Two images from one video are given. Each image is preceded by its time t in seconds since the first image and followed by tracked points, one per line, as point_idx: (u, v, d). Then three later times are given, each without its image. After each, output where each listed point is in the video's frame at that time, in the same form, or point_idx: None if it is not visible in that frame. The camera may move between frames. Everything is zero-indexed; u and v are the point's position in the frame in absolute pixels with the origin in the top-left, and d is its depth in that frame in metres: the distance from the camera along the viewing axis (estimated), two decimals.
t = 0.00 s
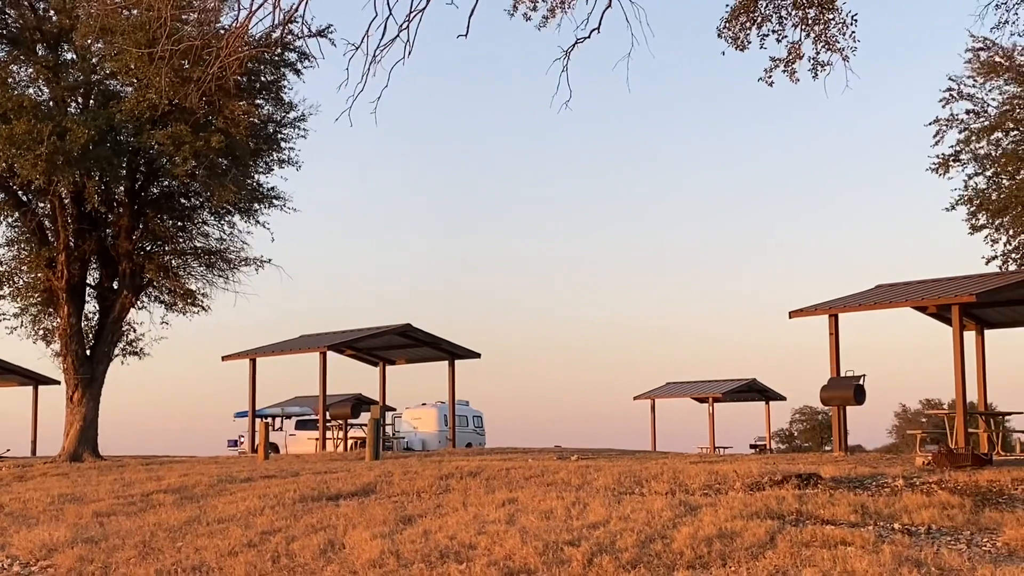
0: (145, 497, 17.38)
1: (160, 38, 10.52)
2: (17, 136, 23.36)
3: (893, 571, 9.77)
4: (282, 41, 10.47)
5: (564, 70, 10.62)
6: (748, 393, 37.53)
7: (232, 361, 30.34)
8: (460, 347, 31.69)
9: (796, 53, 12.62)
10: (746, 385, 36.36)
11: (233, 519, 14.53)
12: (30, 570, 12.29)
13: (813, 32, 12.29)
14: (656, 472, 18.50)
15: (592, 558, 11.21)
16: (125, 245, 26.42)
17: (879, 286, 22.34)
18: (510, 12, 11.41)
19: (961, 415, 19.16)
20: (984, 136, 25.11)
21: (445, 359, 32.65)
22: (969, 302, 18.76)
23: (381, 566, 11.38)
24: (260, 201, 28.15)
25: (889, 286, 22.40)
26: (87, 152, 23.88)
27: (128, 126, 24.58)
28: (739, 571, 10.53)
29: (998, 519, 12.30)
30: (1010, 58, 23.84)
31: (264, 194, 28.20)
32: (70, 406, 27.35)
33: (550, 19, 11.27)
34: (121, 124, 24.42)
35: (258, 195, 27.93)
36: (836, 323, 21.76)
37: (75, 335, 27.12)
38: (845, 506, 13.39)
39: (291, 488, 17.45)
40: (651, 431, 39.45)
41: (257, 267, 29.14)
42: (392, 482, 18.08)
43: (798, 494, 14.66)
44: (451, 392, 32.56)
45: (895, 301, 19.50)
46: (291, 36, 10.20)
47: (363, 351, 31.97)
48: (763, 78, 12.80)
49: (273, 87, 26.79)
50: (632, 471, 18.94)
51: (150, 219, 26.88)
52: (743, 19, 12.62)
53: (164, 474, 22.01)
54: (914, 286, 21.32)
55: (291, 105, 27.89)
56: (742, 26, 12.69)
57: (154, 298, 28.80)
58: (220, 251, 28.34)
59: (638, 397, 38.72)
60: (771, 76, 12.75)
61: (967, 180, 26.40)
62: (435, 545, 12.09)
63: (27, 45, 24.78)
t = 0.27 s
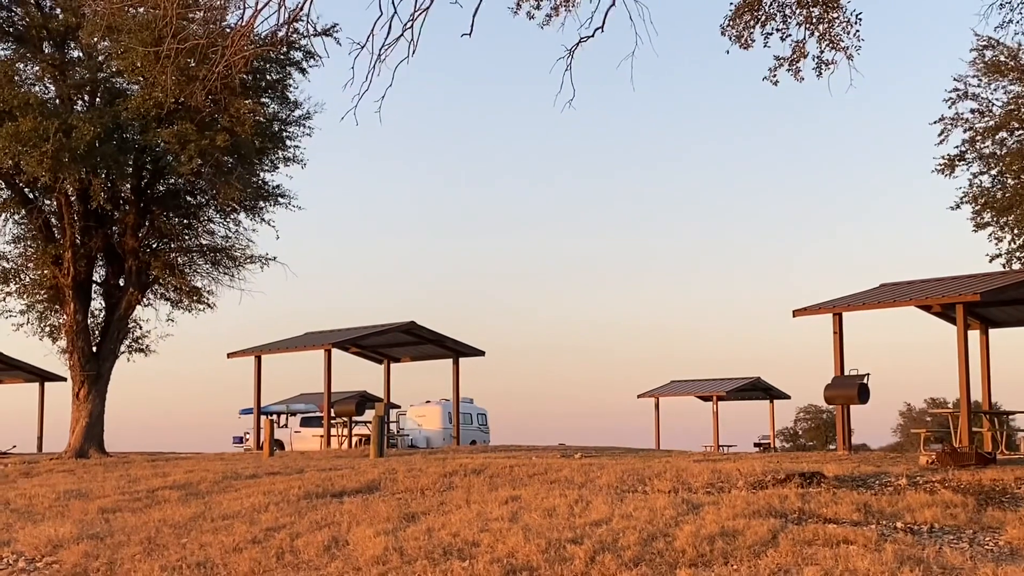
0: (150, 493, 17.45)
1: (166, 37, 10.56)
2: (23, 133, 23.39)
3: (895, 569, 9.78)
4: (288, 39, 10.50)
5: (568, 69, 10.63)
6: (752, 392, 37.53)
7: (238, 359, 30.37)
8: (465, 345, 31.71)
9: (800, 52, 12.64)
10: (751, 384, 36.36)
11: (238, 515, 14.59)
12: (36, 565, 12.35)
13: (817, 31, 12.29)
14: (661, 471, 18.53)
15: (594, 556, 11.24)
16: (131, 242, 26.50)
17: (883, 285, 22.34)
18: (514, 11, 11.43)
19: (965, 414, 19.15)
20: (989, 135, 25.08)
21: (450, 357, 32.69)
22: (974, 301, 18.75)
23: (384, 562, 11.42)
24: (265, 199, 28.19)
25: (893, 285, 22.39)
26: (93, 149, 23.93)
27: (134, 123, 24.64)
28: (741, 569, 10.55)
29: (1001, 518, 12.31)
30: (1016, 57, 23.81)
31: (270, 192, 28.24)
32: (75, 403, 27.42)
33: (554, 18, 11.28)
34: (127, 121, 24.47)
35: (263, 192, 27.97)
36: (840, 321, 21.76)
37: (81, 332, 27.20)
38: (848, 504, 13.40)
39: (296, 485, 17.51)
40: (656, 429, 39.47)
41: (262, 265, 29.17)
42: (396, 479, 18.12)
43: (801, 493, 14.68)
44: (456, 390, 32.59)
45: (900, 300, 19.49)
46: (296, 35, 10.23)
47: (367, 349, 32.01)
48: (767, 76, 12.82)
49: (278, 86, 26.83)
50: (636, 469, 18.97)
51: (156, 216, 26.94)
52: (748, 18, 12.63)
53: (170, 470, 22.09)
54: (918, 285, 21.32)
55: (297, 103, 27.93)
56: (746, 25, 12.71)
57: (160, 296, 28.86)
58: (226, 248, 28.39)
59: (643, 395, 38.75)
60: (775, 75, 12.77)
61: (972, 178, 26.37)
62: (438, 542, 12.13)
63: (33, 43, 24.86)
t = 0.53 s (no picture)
0: (162, 489, 17.53)
1: (178, 35, 10.59)
2: (35, 130, 23.46)
3: (904, 568, 9.76)
4: (299, 37, 10.52)
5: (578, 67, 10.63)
6: (763, 389, 37.46)
7: (249, 356, 30.41)
8: (475, 342, 31.72)
9: (811, 49, 12.62)
10: (761, 382, 36.30)
11: (248, 512, 14.64)
12: (47, 561, 12.41)
13: (828, 29, 12.26)
14: (670, 468, 18.52)
15: (603, 553, 11.24)
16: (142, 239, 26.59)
17: (894, 283, 22.29)
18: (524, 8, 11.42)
19: (976, 412, 19.09)
20: (1001, 133, 24.98)
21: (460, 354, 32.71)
22: (985, 300, 18.68)
23: (394, 559, 11.45)
24: (276, 196, 28.24)
25: (904, 283, 22.33)
26: (104, 146, 24.01)
27: (146, 121, 24.72)
28: (750, 567, 10.54)
29: (1012, 516, 12.27)
30: None
31: (281, 189, 28.29)
32: (87, 399, 27.52)
33: (564, 15, 11.28)
34: (139, 119, 24.55)
35: (274, 190, 28.01)
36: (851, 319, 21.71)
37: (92, 328, 27.30)
38: (858, 502, 13.38)
39: (306, 482, 17.56)
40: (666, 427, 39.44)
41: (273, 262, 29.22)
42: (406, 476, 18.16)
43: (811, 491, 14.66)
44: (466, 387, 32.61)
45: (910, 298, 19.44)
46: (307, 33, 10.25)
47: (378, 346, 32.05)
48: (778, 74, 12.80)
49: (289, 83, 26.88)
50: (646, 467, 18.96)
51: (167, 213, 27.02)
52: (758, 15, 12.61)
53: (181, 467, 22.16)
54: (930, 283, 21.25)
55: (308, 101, 27.96)
56: (757, 22, 12.68)
57: (171, 293, 28.94)
58: (237, 245, 28.46)
59: (653, 393, 38.72)
60: (786, 72, 12.75)
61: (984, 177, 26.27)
62: (448, 539, 12.15)
63: (45, 40, 24.95)
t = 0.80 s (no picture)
0: (181, 486, 17.61)
1: (197, 34, 10.61)
2: (55, 129, 23.59)
3: (922, 567, 9.71)
4: (317, 35, 10.53)
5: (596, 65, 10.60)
6: (781, 388, 37.34)
7: (267, 353, 30.52)
8: (492, 340, 31.73)
9: (829, 47, 12.55)
10: (779, 380, 36.17)
11: (266, 509, 14.68)
12: (67, 557, 12.48)
13: (847, 26, 12.19)
14: (688, 467, 18.47)
15: (620, 552, 11.21)
16: (161, 237, 26.71)
17: (913, 282, 22.17)
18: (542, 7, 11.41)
19: (995, 411, 18.96)
20: (1021, 131, 24.80)
21: (478, 352, 32.73)
22: (1004, 298, 18.56)
23: (411, 557, 11.46)
24: (294, 194, 28.31)
25: (923, 281, 22.21)
26: (124, 145, 24.12)
27: (165, 119, 24.82)
28: (766, 566, 10.51)
29: None
30: None
31: (298, 187, 28.36)
32: (106, 396, 27.66)
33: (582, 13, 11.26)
34: (158, 117, 24.65)
35: (292, 188, 28.09)
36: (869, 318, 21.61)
37: (111, 325, 27.44)
38: (875, 502, 13.31)
39: (324, 479, 17.61)
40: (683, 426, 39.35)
41: (291, 260, 29.31)
42: (423, 474, 18.18)
43: (828, 490, 14.59)
44: (483, 385, 32.62)
45: (929, 297, 19.33)
46: (326, 31, 10.27)
47: (395, 344, 32.09)
48: (796, 72, 12.74)
49: (307, 81, 26.93)
50: (663, 465, 18.92)
51: (186, 211, 27.14)
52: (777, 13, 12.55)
53: (199, 463, 22.26)
54: (949, 282, 21.12)
55: (326, 99, 28.02)
56: (775, 20, 12.63)
57: (190, 290, 29.06)
58: (255, 243, 28.55)
59: (670, 391, 38.64)
60: (804, 70, 12.69)
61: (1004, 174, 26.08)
62: (465, 537, 12.15)
63: (65, 39, 25.07)
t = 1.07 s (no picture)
0: (205, 483, 17.69)
1: (221, 33, 10.64)
2: (80, 128, 23.72)
3: (947, 567, 9.62)
4: (341, 34, 10.53)
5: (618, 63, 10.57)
6: (804, 386, 37.12)
7: (290, 350, 30.62)
8: (515, 337, 31.69)
9: (853, 44, 12.46)
10: (803, 378, 35.96)
11: (290, 506, 14.73)
12: (91, 554, 12.56)
13: (871, 24, 12.09)
14: (711, 465, 18.39)
15: (643, 550, 11.16)
16: (185, 235, 26.85)
17: (938, 280, 21.99)
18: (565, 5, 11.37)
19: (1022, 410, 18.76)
20: None
21: (500, 350, 32.72)
22: None
23: (434, 554, 11.46)
24: (317, 192, 28.38)
25: (947, 279, 22.03)
26: (149, 143, 24.25)
27: (189, 118, 24.93)
28: (790, 565, 10.44)
29: None
30: None
31: (321, 185, 28.43)
32: (131, 393, 27.82)
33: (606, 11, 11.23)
34: (183, 115, 24.76)
35: (315, 185, 28.16)
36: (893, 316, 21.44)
37: (136, 323, 27.61)
38: (900, 501, 13.21)
39: (347, 476, 17.64)
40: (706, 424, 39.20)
41: (314, 258, 29.39)
42: (445, 472, 18.19)
43: (852, 488, 14.47)
44: (505, 382, 32.60)
45: (954, 295, 19.15)
46: (349, 30, 10.27)
47: (417, 341, 32.12)
48: (820, 70, 12.66)
49: (330, 79, 26.98)
50: (686, 464, 18.84)
51: (210, 210, 27.27)
52: (800, 10, 12.46)
53: (223, 461, 22.36)
54: (974, 280, 20.93)
55: (348, 97, 28.06)
56: (799, 17, 12.54)
57: (214, 288, 29.19)
58: (278, 241, 28.64)
59: (693, 389, 38.50)
60: (828, 68, 12.61)
61: None
62: (487, 535, 12.14)
63: (90, 38, 25.23)
